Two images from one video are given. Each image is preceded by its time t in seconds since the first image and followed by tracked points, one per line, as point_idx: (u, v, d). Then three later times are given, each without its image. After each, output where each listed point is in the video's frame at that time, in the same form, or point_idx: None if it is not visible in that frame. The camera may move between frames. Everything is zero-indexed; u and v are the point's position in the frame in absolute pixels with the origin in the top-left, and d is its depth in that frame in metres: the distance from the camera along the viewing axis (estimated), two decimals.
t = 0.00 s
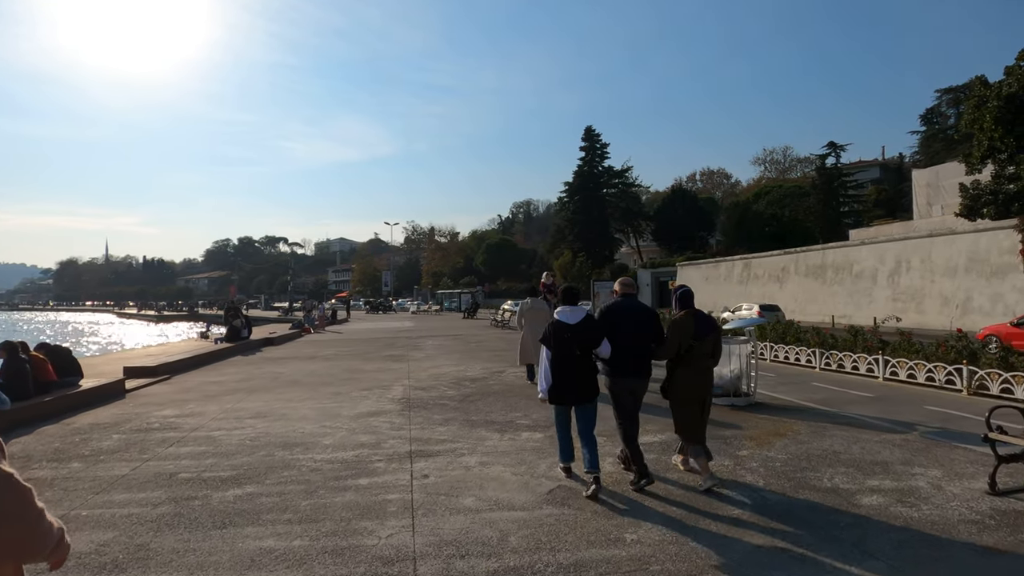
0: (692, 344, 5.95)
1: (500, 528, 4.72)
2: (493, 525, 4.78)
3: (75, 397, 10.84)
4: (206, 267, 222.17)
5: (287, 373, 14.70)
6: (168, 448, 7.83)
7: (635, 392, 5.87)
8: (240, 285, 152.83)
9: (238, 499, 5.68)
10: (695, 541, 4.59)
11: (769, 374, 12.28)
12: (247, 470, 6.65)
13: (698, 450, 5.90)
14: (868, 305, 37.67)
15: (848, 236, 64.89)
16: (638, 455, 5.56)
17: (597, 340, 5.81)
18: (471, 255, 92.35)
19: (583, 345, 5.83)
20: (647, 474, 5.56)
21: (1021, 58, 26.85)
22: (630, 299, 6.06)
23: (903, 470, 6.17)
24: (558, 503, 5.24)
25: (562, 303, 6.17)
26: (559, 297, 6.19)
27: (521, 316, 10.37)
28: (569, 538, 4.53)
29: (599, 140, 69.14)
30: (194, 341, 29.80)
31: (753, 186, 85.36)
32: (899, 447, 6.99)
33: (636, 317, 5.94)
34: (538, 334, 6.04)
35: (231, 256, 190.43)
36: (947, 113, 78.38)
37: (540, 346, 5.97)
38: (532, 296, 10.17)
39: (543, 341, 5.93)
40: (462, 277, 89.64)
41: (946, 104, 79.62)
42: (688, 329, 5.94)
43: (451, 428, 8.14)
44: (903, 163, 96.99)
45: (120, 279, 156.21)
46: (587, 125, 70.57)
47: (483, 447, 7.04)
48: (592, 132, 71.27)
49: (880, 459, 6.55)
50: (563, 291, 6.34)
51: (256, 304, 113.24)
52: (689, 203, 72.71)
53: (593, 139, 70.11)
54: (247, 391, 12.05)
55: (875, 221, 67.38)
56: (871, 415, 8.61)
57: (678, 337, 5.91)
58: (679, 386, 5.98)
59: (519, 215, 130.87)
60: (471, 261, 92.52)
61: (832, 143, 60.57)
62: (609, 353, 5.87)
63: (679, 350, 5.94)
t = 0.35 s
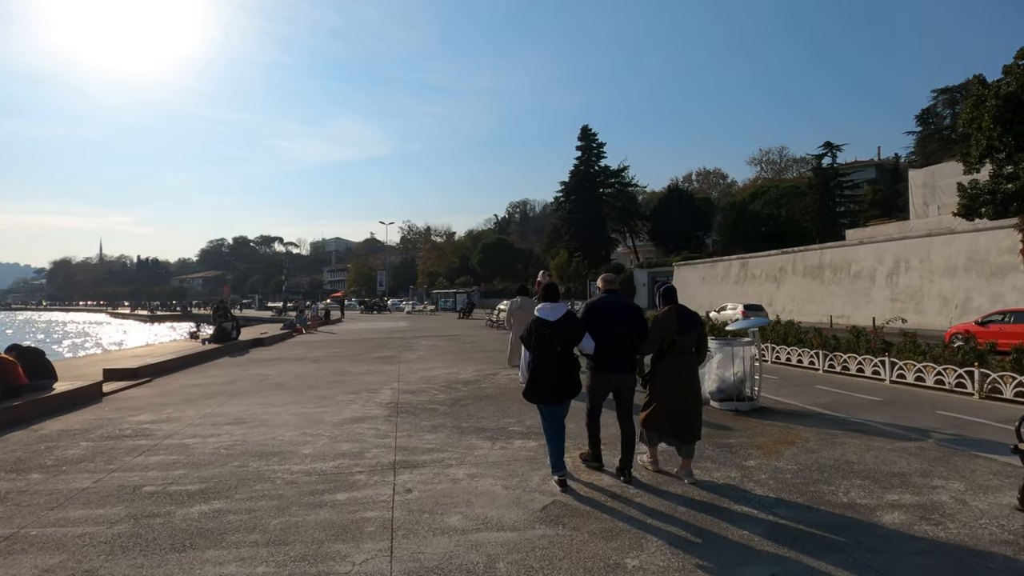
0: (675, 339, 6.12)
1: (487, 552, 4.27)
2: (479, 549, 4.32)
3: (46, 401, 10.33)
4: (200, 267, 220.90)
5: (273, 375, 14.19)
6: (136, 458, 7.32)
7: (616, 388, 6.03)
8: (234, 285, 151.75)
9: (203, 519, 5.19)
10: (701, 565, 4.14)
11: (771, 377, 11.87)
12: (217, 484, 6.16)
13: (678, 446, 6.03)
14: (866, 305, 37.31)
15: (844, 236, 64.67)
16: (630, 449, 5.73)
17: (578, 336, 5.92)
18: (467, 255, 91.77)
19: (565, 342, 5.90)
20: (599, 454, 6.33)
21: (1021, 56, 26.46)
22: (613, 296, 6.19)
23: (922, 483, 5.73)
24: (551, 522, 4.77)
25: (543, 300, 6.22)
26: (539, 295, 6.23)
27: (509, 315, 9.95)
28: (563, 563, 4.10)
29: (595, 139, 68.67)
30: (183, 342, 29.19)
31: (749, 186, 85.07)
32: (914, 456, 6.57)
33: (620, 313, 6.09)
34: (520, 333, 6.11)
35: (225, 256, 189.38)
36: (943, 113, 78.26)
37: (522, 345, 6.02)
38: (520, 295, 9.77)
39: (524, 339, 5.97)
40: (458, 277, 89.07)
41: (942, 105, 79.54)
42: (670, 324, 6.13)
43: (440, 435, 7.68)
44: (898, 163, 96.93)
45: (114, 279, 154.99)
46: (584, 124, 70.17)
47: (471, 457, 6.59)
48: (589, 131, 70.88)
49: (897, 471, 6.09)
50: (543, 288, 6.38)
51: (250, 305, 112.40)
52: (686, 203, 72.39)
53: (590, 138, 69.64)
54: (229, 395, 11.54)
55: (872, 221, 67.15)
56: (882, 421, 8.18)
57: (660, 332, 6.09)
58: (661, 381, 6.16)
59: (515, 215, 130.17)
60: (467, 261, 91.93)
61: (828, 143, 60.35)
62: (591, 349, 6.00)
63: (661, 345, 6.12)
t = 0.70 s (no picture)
0: (649, 340, 6.02)
1: None
2: None
3: (17, 407, 9.86)
4: (195, 268, 219.69)
5: (260, 378, 13.71)
6: (104, 470, 6.87)
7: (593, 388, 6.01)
8: (229, 285, 150.93)
9: (164, 542, 4.73)
10: None
11: (774, 380, 11.49)
12: (184, 500, 5.71)
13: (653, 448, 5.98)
14: (864, 306, 37.02)
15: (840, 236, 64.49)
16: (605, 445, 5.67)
17: (557, 338, 5.89)
18: (463, 255, 91.34)
19: (544, 343, 5.91)
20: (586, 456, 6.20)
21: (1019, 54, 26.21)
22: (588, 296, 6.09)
23: (943, 497, 5.32)
24: (543, 544, 4.35)
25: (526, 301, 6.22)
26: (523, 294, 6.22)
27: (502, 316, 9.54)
28: None
29: (592, 138, 68.29)
30: (173, 343, 28.65)
31: (746, 186, 84.86)
32: (930, 467, 6.17)
33: (596, 314, 6.01)
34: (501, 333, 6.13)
35: (220, 256, 188.38)
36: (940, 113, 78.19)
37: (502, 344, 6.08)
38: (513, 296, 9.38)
39: (505, 338, 6.01)
40: (454, 277, 88.58)
41: (938, 105, 79.49)
42: (644, 327, 5.98)
43: (429, 444, 7.24)
44: (894, 163, 96.88)
45: (109, 279, 153.99)
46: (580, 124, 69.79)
47: (459, 468, 6.16)
48: (585, 131, 70.52)
49: (915, 484, 5.67)
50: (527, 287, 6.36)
51: (245, 305, 111.63)
52: (683, 203, 72.09)
53: (586, 137, 69.25)
54: (211, 399, 11.06)
55: (868, 221, 66.98)
56: (893, 428, 7.78)
57: (635, 333, 5.96)
58: (637, 384, 6.04)
59: (511, 215, 129.67)
60: (463, 260, 91.50)
61: (825, 143, 60.14)
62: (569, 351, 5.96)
63: (636, 347, 6.02)
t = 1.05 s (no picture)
0: (629, 340, 6.03)
1: None
2: None
3: None
4: (192, 268, 218.66)
5: (243, 382, 13.17)
6: (61, 483, 6.38)
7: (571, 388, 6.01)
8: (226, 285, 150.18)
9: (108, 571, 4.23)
10: None
11: (777, 384, 11.06)
12: (141, 519, 5.23)
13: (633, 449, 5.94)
14: (864, 305, 36.63)
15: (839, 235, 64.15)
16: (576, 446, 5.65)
17: (535, 337, 5.90)
18: (460, 254, 90.87)
19: (522, 342, 5.91)
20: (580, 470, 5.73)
21: (1020, 52, 25.87)
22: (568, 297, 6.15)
23: (969, 516, 4.86)
24: None
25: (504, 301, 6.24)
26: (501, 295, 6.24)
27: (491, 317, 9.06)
28: None
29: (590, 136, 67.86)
30: (163, 343, 28.10)
31: (744, 185, 84.49)
32: (951, 481, 5.71)
33: (575, 314, 6.06)
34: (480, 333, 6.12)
35: (217, 256, 187.61)
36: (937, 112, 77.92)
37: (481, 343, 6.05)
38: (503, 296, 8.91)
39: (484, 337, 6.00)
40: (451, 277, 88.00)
41: (936, 104, 79.23)
42: (623, 326, 6.01)
43: (413, 455, 6.74)
44: (892, 162, 96.66)
45: (105, 279, 153.03)
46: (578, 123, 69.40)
47: (442, 483, 5.68)
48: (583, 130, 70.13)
49: (938, 501, 5.20)
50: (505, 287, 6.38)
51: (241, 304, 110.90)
52: (681, 202, 71.69)
53: (584, 136, 68.82)
54: (189, 405, 10.53)
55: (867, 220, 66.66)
56: (906, 436, 7.33)
57: (614, 333, 6.00)
58: (616, 383, 6.07)
59: (509, 214, 129.02)
60: (461, 260, 90.98)
61: (823, 142, 59.82)
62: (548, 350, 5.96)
63: (616, 346, 6.04)
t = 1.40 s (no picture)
0: (617, 338, 6.03)
1: None
2: None
3: None
4: (190, 268, 217.95)
5: (230, 385, 12.71)
6: (21, 495, 5.93)
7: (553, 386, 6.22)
8: (224, 285, 149.46)
9: None
10: None
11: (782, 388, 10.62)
12: (99, 538, 4.80)
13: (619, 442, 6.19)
14: (867, 306, 36.15)
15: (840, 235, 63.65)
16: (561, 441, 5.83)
17: (515, 336, 6.01)
18: (459, 254, 90.40)
19: (501, 341, 5.98)
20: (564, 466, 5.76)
21: None
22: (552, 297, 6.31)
23: (1004, 539, 4.43)
24: None
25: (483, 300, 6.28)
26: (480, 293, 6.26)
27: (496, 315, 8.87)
28: None
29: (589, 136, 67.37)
30: (155, 344, 27.53)
31: (744, 185, 83.96)
32: (980, 497, 5.27)
33: (556, 314, 6.26)
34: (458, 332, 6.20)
35: (216, 256, 186.91)
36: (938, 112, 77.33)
37: (458, 342, 6.07)
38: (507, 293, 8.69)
39: (461, 337, 6.02)
40: (450, 277, 87.58)
41: (937, 103, 78.60)
42: (612, 324, 6.02)
43: (400, 466, 6.28)
44: (893, 163, 96.06)
45: (103, 279, 152.39)
46: (577, 122, 68.90)
47: (429, 499, 5.25)
48: (582, 129, 69.55)
49: (968, 522, 4.74)
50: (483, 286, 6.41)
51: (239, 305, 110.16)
52: (680, 202, 71.19)
53: (583, 135, 68.32)
54: (171, 409, 10.06)
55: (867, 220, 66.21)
56: (924, 445, 6.89)
57: (601, 331, 6.00)
58: (604, 382, 6.09)
59: (508, 215, 128.52)
60: (460, 260, 90.36)
61: (823, 142, 59.38)
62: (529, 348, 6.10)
63: (603, 344, 6.03)
